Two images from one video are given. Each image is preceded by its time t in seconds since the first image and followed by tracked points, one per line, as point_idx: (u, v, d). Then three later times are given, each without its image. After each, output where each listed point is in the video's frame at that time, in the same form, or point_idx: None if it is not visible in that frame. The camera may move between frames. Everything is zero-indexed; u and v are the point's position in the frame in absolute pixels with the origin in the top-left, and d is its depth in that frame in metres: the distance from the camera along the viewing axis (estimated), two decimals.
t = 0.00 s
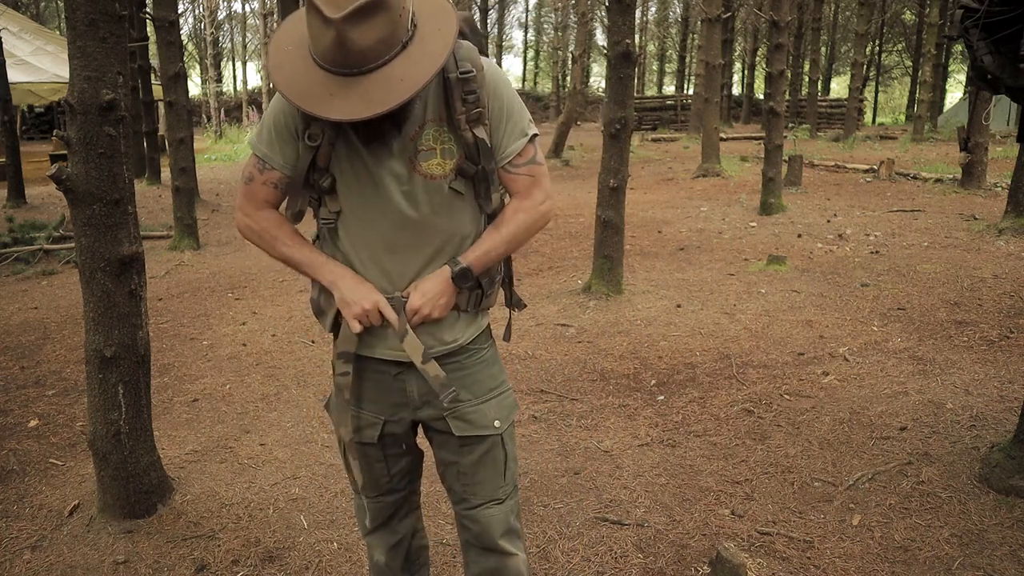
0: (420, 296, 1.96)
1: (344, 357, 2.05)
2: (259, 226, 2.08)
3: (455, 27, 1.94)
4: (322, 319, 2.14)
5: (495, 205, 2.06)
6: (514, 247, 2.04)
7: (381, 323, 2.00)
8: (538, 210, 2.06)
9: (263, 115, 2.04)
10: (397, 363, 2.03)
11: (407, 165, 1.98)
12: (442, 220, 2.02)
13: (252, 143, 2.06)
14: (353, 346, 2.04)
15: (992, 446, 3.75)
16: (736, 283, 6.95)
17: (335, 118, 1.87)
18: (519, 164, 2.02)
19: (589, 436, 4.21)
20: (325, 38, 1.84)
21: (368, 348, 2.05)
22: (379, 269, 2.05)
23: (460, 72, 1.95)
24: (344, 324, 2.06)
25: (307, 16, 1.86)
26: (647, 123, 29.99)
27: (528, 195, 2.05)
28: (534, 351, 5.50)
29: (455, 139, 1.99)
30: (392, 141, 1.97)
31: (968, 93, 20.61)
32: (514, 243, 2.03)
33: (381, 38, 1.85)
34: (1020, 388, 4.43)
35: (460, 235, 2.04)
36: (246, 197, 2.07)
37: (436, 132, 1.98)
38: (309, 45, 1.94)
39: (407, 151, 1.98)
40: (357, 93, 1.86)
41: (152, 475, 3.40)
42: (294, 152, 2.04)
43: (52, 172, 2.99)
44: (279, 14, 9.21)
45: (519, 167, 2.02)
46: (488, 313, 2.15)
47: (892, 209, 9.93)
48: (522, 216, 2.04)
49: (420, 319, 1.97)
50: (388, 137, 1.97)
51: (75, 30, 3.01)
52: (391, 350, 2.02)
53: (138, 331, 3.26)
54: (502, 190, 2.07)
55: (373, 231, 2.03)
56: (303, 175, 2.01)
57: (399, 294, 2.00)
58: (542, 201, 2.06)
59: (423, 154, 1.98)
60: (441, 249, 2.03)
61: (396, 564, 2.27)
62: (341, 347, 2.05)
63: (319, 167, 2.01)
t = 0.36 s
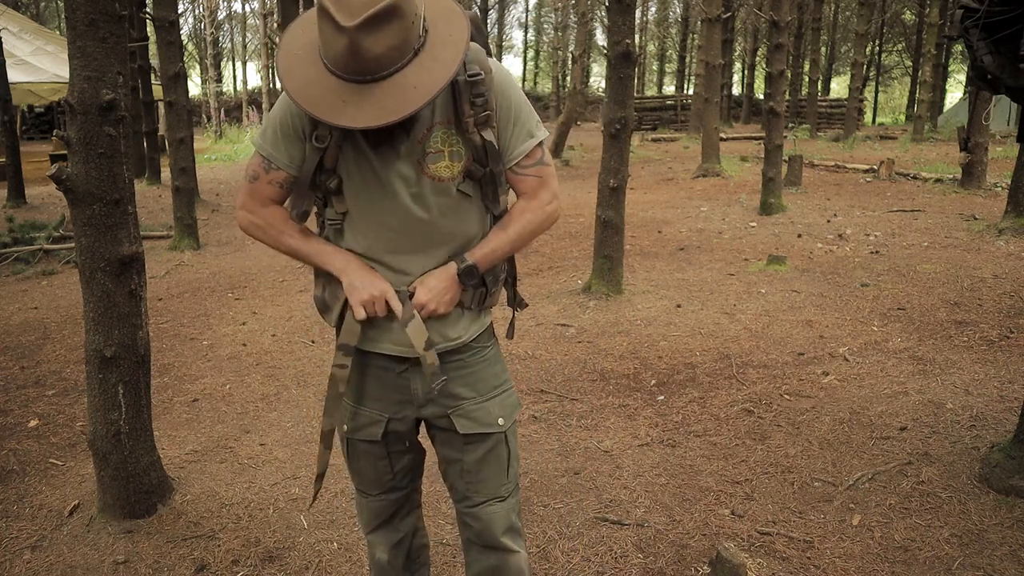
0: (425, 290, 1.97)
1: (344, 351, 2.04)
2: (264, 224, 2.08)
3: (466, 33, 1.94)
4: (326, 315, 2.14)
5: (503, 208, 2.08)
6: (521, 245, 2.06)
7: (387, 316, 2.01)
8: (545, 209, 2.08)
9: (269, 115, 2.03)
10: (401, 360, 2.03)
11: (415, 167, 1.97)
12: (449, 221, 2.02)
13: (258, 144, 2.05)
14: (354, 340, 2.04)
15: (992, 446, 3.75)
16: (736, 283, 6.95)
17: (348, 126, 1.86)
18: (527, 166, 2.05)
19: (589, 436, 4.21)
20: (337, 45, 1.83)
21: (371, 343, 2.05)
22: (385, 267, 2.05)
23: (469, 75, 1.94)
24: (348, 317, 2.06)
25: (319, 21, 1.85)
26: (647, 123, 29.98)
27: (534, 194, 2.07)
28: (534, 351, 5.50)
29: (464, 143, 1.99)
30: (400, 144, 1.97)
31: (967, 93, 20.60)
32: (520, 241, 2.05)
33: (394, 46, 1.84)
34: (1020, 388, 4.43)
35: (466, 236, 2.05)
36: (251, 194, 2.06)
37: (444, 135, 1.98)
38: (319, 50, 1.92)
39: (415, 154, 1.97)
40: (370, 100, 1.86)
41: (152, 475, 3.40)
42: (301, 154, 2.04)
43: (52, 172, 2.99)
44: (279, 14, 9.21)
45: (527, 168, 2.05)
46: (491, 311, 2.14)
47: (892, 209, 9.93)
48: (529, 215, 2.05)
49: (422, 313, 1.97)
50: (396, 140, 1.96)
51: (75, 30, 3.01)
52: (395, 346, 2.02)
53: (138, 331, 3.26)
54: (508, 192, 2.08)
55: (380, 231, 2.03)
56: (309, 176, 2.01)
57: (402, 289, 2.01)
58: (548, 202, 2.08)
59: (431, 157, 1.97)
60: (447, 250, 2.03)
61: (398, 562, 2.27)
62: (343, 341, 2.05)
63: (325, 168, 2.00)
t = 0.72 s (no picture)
0: (431, 287, 1.98)
1: (349, 353, 2.06)
2: (264, 222, 2.08)
3: (473, 40, 1.93)
4: (326, 315, 2.14)
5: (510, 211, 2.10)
6: (524, 245, 2.08)
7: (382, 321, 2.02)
8: (551, 208, 2.10)
9: (272, 116, 2.03)
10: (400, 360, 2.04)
11: (419, 169, 1.96)
12: (453, 223, 2.02)
13: (260, 145, 2.04)
14: (356, 342, 2.05)
15: (992, 446, 3.75)
16: (736, 283, 6.95)
17: (354, 134, 1.86)
18: (533, 168, 2.06)
19: (589, 436, 4.21)
20: (342, 53, 1.82)
21: (371, 342, 2.05)
22: (387, 269, 2.05)
23: (476, 80, 1.94)
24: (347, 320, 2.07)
25: (324, 28, 1.83)
26: (647, 123, 29.99)
27: (541, 194, 2.09)
28: (534, 351, 5.50)
29: (470, 146, 1.99)
30: (405, 146, 1.96)
31: (967, 93, 20.60)
32: (525, 241, 2.08)
33: (400, 53, 1.84)
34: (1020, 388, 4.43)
35: (470, 237, 2.06)
36: (255, 192, 2.07)
37: (450, 138, 1.97)
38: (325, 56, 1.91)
39: (420, 157, 1.96)
40: (376, 108, 1.85)
41: (152, 475, 3.40)
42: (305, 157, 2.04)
43: (52, 172, 2.99)
44: (279, 14, 9.21)
45: (534, 171, 2.06)
46: (492, 313, 2.15)
47: (892, 209, 9.93)
48: (534, 216, 2.07)
49: (426, 312, 1.98)
50: (400, 142, 1.95)
51: (75, 30, 3.01)
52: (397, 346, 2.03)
53: (138, 331, 3.26)
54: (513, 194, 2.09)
55: (384, 232, 2.02)
56: (313, 177, 2.00)
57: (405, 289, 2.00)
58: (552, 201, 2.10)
59: (437, 160, 1.97)
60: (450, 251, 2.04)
61: (398, 562, 2.27)
62: (345, 343, 2.06)
63: (328, 169, 2.00)
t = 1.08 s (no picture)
0: (453, 293, 2.00)
1: (349, 356, 2.05)
2: (263, 220, 2.08)
3: (473, 42, 1.93)
4: (325, 314, 2.15)
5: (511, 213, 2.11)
6: (534, 248, 2.11)
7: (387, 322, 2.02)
8: (559, 209, 2.13)
9: (270, 115, 2.02)
10: (401, 361, 2.04)
11: (414, 171, 1.96)
12: (449, 225, 2.02)
13: (258, 143, 2.04)
14: (358, 345, 2.04)
15: (992, 446, 3.75)
16: (736, 283, 6.95)
17: (353, 141, 1.86)
18: (541, 165, 2.08)
19: (589, 436, 4.21)
20: (341, 60, 1.80)
21: (374, 345, 2.05)
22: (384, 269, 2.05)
23: (475, 83, 1.93)
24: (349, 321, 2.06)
25: (322, 34, 1.81)
26: (647, 123, 29.99)
27: (550, 193, 2.12)
28: (534, 351, 5.50)
29: (469, 149, 1.99)
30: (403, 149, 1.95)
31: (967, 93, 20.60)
32: (536, 244, 2.11)
33: (399, 59, 1.82)
34: (1021, 388, 4.43)
35: (468, 239, 2.06)
36: (253, 190, 2.07)
37: (449, 141, 1.97)
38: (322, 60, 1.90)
39: (419, 159, 1.96)
40: (375, 114, 1.85)
41: (152, 475, 3.40)
42: (303, 156, 2.04)
43: (52, 172, 2.99)
44: (279, 14, 9.21)
45: (541, 168, 2.09)
46: (491, 314, 2.16)
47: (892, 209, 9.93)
48: (543, 217, 2.11)
49: (445, 317, 1.99)
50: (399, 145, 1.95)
51: (75, 30, 3.01)
52: (400, 347, 2.03)
53: (138, 331, 3.26)
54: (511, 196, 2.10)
55: (380, 234, 2.03)
56: (310, 178, 2.00)
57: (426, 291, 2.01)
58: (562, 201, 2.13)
59: (436, 163, 1.97)
60: (449, 252, 2.05)
61: (397, 562, 2.28)
62: (346, 347, 2.05)
63: (326, 171, 2.00)
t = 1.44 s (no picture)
0: (453, 291, 2.00)
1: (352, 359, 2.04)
2: (263, 223, 2.08)
3: (477, 45, 1.92)
4: (325, 316, 2.15)
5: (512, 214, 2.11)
6: (536, 247, 2.11)
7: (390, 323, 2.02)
8: (561, 209, 2.13)
9: (271, 116, 2.02)
10: (402, 362, 2.04)
11: (415, 173, 1.96)
12: (449, 226, 2.02)
13: (259, 145, 2.04)
14: (362, 347, 2.03)
15: (992, 446, 3.75)
16: (736, 283, 6.95)
17: (356, 145, 1.86)
18: (542, 167, 2.08)
19: (589, 436, 4.21)
20: (346, 64, 1.80)
21: (376, 347, 2.05)
22: (384, 270, 2.05)
23: (478, 85, 1.93)
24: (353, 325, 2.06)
25: (326, 38, 1.81)
26: (647, 123, 30.00)
27: (551, 194, 2.12)
28: (534, 351, 5.50)
29: (470, 151, 1.99)
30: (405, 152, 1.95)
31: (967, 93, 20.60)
32: (537, 243, 2.11)
33: (404, 63, 1.82)
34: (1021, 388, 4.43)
35: (469, 240, 2.07)
36: (254, 193, 2.07)
37: (451, 143, 1.97)
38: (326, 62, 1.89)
39: (422, 162, 1.96)
40: (379, 119, 1.85)
41: (151, 475, 3.40)
42: (304, 158, 2.04)
43: (52, 172, 2.98)
44: (279, 14, 9.22)
45: (543, 170, 2.09)
46: (492, 314, 2.16)
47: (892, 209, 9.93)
48: (546, 216, 2.11)
49: (446, 314, 2.00)
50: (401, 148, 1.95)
51: (74, 30, 3.00)
52: (402, 349, 2.03)
53: (139, 331, 3.26)
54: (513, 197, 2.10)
55: (381, 235, 2.03)
56: (311, 180, 2.00)
57: (426, 293, 2.00)
58: (564, 201, 2.13)
59: (438, 165, 1.97)
60: (450, 255, 2.05)
61: (397, 562, 2.28)
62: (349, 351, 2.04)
63: (326, 173, 1.99)
